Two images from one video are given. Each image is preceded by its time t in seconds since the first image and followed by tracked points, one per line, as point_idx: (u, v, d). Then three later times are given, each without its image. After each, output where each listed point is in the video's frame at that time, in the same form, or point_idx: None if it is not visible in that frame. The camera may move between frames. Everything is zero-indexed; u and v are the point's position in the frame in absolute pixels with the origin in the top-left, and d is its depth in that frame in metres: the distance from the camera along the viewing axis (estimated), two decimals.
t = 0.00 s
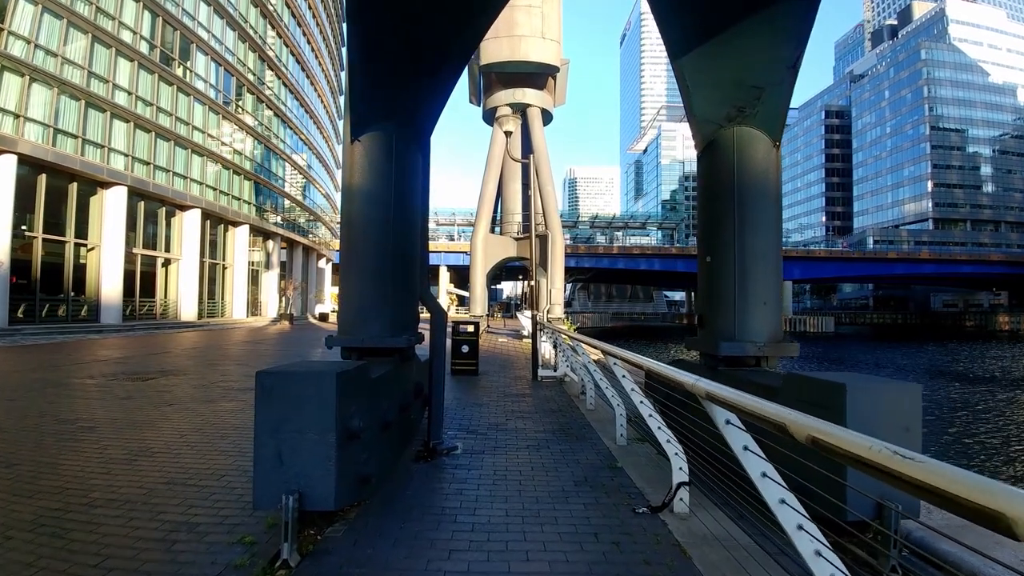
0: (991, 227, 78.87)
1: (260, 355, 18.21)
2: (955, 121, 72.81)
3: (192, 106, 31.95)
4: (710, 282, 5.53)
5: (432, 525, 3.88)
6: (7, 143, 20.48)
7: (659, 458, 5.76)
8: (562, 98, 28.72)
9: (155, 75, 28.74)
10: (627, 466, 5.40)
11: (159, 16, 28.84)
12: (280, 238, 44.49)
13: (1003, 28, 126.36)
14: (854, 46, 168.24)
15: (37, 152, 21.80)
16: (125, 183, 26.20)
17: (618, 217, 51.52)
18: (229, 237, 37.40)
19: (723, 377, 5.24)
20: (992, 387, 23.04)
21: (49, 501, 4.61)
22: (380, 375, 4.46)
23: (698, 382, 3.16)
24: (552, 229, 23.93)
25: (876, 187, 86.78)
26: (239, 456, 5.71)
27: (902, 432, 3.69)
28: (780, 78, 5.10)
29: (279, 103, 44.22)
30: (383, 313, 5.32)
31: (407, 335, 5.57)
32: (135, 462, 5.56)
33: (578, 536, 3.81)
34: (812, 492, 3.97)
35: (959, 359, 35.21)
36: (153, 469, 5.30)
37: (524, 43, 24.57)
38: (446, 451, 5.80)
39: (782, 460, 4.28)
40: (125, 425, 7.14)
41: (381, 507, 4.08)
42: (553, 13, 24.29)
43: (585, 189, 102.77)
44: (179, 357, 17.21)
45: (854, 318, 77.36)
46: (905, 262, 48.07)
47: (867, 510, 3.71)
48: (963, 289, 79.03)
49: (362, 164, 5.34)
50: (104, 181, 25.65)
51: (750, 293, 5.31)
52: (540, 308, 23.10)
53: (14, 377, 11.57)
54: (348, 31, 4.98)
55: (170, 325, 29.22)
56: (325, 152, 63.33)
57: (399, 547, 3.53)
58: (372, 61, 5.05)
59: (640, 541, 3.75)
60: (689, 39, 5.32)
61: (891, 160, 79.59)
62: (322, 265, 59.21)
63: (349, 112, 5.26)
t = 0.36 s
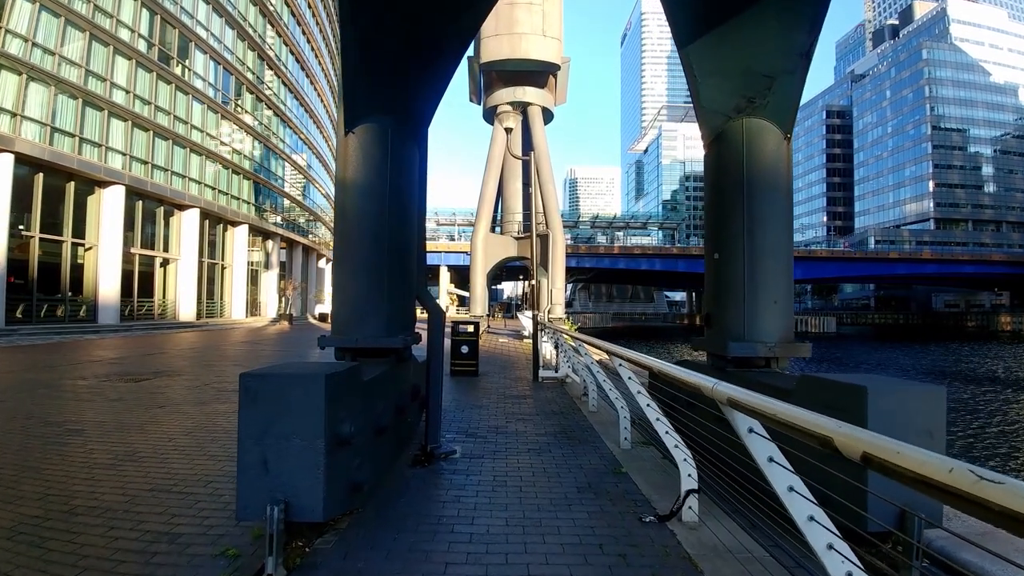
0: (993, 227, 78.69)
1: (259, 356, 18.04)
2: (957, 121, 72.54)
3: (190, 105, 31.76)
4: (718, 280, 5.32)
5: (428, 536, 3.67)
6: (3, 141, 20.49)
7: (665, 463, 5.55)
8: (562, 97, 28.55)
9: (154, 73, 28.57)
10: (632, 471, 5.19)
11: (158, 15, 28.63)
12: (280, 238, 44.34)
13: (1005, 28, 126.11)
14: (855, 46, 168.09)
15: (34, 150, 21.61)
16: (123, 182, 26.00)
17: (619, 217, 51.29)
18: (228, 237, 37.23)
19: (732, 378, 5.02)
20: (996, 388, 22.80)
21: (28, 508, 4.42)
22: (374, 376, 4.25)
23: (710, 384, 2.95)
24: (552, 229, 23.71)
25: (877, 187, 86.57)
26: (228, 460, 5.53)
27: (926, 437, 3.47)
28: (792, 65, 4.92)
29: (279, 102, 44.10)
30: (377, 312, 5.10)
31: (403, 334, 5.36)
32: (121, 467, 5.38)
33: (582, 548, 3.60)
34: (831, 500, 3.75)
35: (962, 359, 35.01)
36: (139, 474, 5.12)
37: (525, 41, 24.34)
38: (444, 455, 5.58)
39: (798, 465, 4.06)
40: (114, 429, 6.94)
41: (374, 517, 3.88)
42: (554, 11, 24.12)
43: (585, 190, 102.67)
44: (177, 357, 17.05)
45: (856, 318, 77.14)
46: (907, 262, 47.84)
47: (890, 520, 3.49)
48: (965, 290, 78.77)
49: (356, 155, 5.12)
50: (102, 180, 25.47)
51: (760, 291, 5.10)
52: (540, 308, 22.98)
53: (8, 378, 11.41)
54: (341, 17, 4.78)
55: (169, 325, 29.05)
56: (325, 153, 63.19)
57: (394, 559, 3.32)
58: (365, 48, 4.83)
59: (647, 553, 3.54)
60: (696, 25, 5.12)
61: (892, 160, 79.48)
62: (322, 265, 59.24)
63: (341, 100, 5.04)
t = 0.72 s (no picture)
0: (995, 227, 78.42)
1: (258, 357, 17.85)
2: (958, 120, 72.29)
3: (189, 104, 31.56)
4: (726, 278, 5.11)
5: (422, 550, 3.46)
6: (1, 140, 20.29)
7: (672, 469, 5.34)
8: (563, 96, 28.35)
9: (152, 72, 28.35)
10: (637, 478, 4.99)
11: (156, 13, 28.40)
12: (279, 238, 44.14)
13: (1007, 28, 125.80)
14: (856, 46, 167.75)
15: (31, 148, 21.40)
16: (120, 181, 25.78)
17: (620, 217, 50.96)
18: (228, 237, 37.05)
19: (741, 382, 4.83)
20: (1001, 389, 22.55)
21: (8, 517, 4.24)
22: (366, 379, 4.04)
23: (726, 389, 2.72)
24: (553, 228, 23.51)
25: (879, 187, 86.31)
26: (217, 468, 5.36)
27: (952, 445, 3.27)
28: (806, 53, 4.73)
29: (278, 102, 43.95)
30: (371, 311, 4.89)
31: (398, 334, 5.14)
32: (106, 475, 5.21)
33: (587, 563, 3.38)
34: (850, 512, 3.56)
35: (964, 359, 34.83)
36: (124, 483, 4.95)
37: (526, 38, 24.09)
38: (442, 461, 5.38)
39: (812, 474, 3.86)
40: (100, 434, 6.72)
41: (366, 529, 3.67)
42: (554, 9, 23.98)
43: (586, 190, 102.47)
44: (175, 358, 16.87)
45: (858, 318, 76.84)
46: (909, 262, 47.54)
47: (913, 534, 3.30)
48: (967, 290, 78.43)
49: (349, 148, 4.92)
50: (99, 179, 25.22)
51: (770, 289, 4.89)
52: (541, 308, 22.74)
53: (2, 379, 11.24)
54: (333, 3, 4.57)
55: (168, 325, 28.85)
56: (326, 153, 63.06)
57: None
58: (358, 37, 4.62)
59: (656, 567, 3.34)
60: (703, 13, 4.94)
61: (894, 159, 79.24)
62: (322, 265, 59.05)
63: (332, 90, 4.84)
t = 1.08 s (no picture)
0: (996, 226, 78.18)
1: (256, 357, 17.65)
2: (960, 119, 72.09)
3: (188, 103, 31.32)
4: (734, 278, 4.92)
5: (415, 565, 3.27)
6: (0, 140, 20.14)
7: (678, 475, 5.16)
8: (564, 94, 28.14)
9: (151, 71, 28.10)
10: (641, 484, 4.81)
11: (154, 11, 28.14)
12: (279, 238, 43.94)
13: (1009, 26, 125.40)
14: (857, 47, 167.56)
15: (29, 148, 21.17)
16: (119, 181, 25.53)
17: (620, 216, 50.66)
18: (227, 236, 36.89)
19: (751, 387, 4.66)
20: (1004, 390, 22.36)
21: None
22: (359, 384, 3.86)
23: (746, 399, 2.54)
24: (554, 227, 23.28)
25: (881, 187, 86.03)
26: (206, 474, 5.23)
27: (976, 453, 3.08)
28: (817, 41, 4.57)
29: (278, 102, 43.82)
30: (366, 311, 4.71)
31: (393, 335, 4.96)
32: (92, 482, 5.08)
33: None
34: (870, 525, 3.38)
35: (966, 359, 34.66)
36: (109, 491, 4.83)
37: (526, 36, 23.86)
38: (439, 467, 5.20)
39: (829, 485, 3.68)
40: (89, 438, 6.53)
41: (358, 543, 3.47)
42: (555, 7, 23.86)
43: (586, 190, 102.28)
44: (172, 359, 16.67)
45: (859, 318, 76.58)
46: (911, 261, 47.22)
47: (932, 548, 3.13)
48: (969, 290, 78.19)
49: (343, 143, 4.72)
50: (98, 178, 24.97)
51: (781, 288, 4.69)
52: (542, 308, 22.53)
53: None
54: None
55: (166, 325, 28.66)
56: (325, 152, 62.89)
57: None
58: (351, 24, 4.43)
59: None
60: (711, 0, 4.75)
61: (895, 159, 79.04)
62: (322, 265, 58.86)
63: (325, 82, 4.64)
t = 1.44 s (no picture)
0: (997, 226, 78.04)
1: (253, 358, 17.44)
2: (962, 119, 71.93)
3: (188, 103, 31.13)
4: (743, 276, 4.76)
5: None
6: None
7: (685, 481, 4.97)
8: (565, 93, 27.98)
9: (149, 69, 27.86)
10: (647, 491, 4.63)
11: (153, 10, 27.93)
12: (279, 238, 43.79)
13: (1009, 26, 125.17)
14: (857, 47, 167.41)
15: (25, 148, 20.76)
16: (117, 180, 25.33)
17: (620, 217, 50.42)
18: (227, 236, 36.74)
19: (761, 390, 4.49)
20: (1006, 389, 22.26)
21: None
22: (352, 388, 3.68)
23: (772, 407, 2.35)
24: (554, 227, 23.12)
25: (882, 186, 85.85)
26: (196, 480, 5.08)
27: (1002, 460, 2.91)
28: (830, 31, 4.40)
29: (277, 101, 43.67)
30: (361, 311, 4.53)
31: (390, 336, 4.79)
32: (79, 488, 4.93)
33: None
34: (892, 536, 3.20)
35: (968, 358, 34.54)
36: (95, 499, 4.68)
37: (527, 34, 23.66)
38: (437, 472, 5.03)
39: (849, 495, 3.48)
40: (78, 443, 6.33)
41: (351, 554, 3.30)
42: (556, 5, 23.67)
43: (586, 190, 102.03)
44: (168, 360, 16.48)
45: (860, 318, 76.40)
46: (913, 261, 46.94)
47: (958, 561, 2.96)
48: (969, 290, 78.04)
49: (337, 136, 4.55)
50: (97, 178, 24.80)
51: (792, 288, 4.52)
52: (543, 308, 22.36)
53: None
54: None
55: (165, 325, 28.48)
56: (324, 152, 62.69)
57: None
58: (345, 12, 4.26)
59: None
60: None
61: (896, 159, 78.86)
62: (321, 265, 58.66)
63: (318, 71, 4.47)
